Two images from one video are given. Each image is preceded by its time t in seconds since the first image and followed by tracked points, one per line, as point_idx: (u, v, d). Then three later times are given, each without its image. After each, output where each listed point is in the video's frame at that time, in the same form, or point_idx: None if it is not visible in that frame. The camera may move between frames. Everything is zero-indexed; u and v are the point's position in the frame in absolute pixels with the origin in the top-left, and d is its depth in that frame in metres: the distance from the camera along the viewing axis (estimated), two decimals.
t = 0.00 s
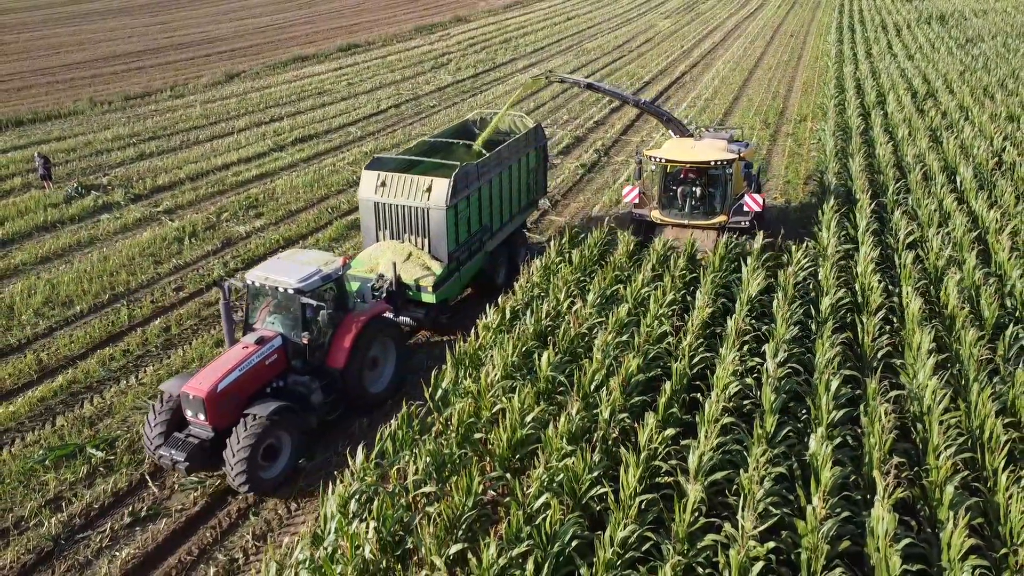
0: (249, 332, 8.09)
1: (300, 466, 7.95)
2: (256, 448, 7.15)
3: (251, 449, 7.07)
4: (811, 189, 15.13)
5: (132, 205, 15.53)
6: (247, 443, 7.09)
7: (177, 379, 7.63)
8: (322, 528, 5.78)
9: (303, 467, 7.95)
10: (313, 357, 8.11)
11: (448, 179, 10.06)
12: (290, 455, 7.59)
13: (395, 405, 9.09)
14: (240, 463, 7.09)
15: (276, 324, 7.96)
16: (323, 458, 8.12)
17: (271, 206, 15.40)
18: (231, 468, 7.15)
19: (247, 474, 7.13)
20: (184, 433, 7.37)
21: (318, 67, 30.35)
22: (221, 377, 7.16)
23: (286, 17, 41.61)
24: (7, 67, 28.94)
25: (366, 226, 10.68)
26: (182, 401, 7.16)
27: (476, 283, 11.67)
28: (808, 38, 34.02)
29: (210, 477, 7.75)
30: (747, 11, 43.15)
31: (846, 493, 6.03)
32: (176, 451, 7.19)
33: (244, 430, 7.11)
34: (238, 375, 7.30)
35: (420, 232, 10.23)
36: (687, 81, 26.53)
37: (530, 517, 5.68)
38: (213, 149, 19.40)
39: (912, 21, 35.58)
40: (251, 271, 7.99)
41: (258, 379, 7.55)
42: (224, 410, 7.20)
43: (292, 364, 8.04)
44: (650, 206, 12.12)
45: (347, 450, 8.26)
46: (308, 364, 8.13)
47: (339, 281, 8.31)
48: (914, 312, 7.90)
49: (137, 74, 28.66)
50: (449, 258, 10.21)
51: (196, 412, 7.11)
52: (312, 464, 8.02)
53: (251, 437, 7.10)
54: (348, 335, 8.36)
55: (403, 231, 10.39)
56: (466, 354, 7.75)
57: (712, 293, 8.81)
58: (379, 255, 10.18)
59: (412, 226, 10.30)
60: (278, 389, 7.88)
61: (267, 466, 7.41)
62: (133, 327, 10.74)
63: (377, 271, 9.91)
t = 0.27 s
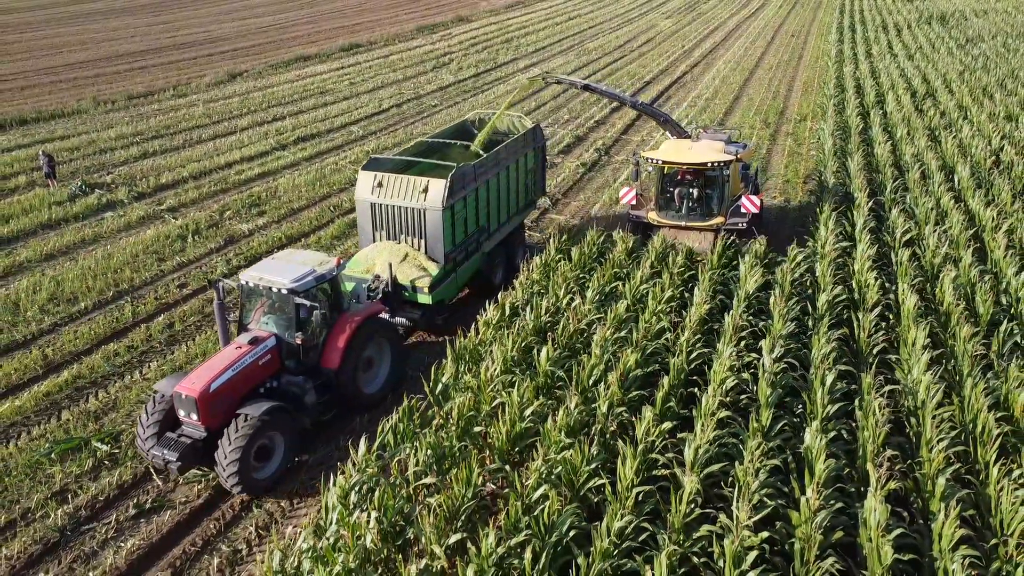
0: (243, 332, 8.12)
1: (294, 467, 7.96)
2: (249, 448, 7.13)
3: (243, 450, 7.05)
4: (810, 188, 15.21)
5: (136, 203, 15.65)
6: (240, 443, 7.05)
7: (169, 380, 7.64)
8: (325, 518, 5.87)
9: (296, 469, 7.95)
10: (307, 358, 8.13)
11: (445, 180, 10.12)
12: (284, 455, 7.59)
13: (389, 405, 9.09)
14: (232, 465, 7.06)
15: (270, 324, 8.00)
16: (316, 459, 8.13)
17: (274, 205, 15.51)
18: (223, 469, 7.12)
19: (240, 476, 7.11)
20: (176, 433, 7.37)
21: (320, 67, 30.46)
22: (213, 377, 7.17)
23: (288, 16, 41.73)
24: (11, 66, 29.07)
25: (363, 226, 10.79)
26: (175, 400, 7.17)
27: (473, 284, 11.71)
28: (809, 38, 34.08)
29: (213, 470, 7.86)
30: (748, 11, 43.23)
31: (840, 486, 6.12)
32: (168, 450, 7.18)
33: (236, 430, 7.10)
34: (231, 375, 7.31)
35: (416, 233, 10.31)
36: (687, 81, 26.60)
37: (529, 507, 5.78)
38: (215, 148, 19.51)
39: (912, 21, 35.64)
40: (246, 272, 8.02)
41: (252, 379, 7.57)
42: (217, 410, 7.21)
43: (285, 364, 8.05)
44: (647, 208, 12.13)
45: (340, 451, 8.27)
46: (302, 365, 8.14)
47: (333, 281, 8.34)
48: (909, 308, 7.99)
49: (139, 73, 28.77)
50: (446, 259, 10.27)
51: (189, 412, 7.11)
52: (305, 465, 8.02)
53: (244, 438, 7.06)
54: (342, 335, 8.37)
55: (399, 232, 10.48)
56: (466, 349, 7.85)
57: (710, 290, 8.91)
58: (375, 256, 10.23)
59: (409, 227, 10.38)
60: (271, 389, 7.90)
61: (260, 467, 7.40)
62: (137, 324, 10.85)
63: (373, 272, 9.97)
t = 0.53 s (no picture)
0: (242, 331, 8.16)
1: (293, 466, 7.99)
2: (246, 447, 7.18)
3: (240, 448, 7.09)
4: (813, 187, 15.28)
5: (144, 200, 15.81)
6: (237, 442, 7.09)
7: (169, 378, 7.70)
8: (331, 507, 5.97)
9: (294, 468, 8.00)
10: (306, 357, 8.17)
11: (445, 180, 10.18)
12: (282, 454, 7.63)
13: (387, 405, 9.13)
14: (229, 464, 7.09)
15: (269, 323, 8.04)
16: (314, 458, 8.17)
17: (280, 202, 15.65)
18: (220, 468, 7.16)
19: (237, 475, 7.15)
20: (174, 431, 7.41)
21: (326, 67, 30.61)
22: (211, 376, 7.23)
23: (294, 16, 41.92)
24: (20, 65, 29.30)
25: (364, 226, 10.86)
26: (173, 399, 7.23)
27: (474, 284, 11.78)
28: (814, 38, 34.12)
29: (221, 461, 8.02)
30: (753, 11, 43.27)
31: (837, 477, 6.21)
32: (166, 449, 7.22)
33: (233, 429, 7.13)
34: (229, 374, 7.38)
35: (417, 233, 10.37)
36: (691, 81, 26.69)
37: (531, 497, 5.88)
38: (222, 146, 19.67)
39: (917, 21, 35.63)
40: (245, 271, 8.03)
41: (250, 378, 7.63)
42: (215, 408, 7.27)
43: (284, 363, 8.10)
44: (648, 208, 12.19)
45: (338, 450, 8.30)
46: (301, 364, 8.19)
47: (333, 281, 8.35)
48: (909, 304, 8.08)
49: (147, 72, 28.97)
50: (446, 259, 10.34)
51: (188, 411, 7.18)
52: (302, 465, 8.06)
53: (240, 436, 7.10)
54: (341, 334, 8.42)
55: (400, 232, 10.54)
56: (470, 343, 7.97)
57: (712, 287, 9.02)
58: (375, 255, 10.30)
59: (409, 227, 10.45)
60: (270, 388, 7.96)
61: (258, 466, 7.45)
62: (146, 318, 11.00)
63: (373, 271, 10.04)
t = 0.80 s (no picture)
0: (242, 329, 8.27)
1: (293, 463, 8.06)
2: (245, 444, 7.25)
3: (240, 445, 7.17)
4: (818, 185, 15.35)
5: (154, 197, 15.99)
6: (236, 439, 7.17)
7: (170, 375, 7.86)
8: (339, 495, 6.10)
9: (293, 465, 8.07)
10: (306, 356, 8.27)
11: (447, 180, 10.27)
12: (282, 451, 7.70)
13: (386, 405, 9.21)
14: (229, 460, 7.16)
15: (269, 321, 8.14)
16: (313, 457, 8.24)
17: (289, 200, 15.81)
18: (220, 464, 7.24)
19: (236, 471, 7.23)
20: (174, 428, 7.57)
21: (334, 66, 30.80)
22: (211, 373, 7.37)
23: (302, 15, 42.14)
24: (31, 64, 29.55)
25: (366, 224, 10.91)
26: (173, 395, 7.37)
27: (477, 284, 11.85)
28: (820, 38, 34.13)
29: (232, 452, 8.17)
30: (760, 11, 43.28)
31: (837, 469, 6.31)
32: (165, 445, 7.37)
33: (233, 426, 7.22)
34: (228, 372, 7.51)
35: (419, 232, 10.45)
36: (698, 80, 26.76)
37: (536, 486, 6.00)
38: (231, 144, 19.85)
39: (924, 21, 35.59)
40: (246, 269, 8.11)
41: (250, 376, 7.76)
42: (214, 406, 7.42)
43: (285, 361, 8.18)
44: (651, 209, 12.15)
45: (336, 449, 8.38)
46: (301, 363, 8.27)
47: (334, 280, 8.45)
48: (910, 300, 8.17)
49: (156, 71, 29.20)
50: (448, 258, 10.42)
51: (188, 407, 7.32)
52: (300, 463, 8.13)
53: (239, 434, 7.19)
54: (341, 333, 8.52)
55: (402, 231, 10.61)
56: (477, 337, 8.11)
57: (715, 283, 9.12)
58: (377, 255, 10.39)
59: (411, 226, 10.52)
60: (270, 386, 8.07)
61: (257, 463, 7.52)
62: (157, 313, 11.16)
63: (375, 270, 10.13)
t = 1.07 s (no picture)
0: (244, 326, 8.28)
1: (292, 461, 8.09)
2: (245, 441, 7.26)
3: (239, 442, 7.18)
4: (823, 184, 15.42)
5: (166, 194, 16.18)
6: (236, 436, 7.18)
7: (171, 371, 7.86)
8: (349, 482, 6.23)
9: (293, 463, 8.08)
10: (308, 353, 8.26)
11: (450, 179, 10.27)
12: (282, 449, 7.74)
13: (387, 403, 9.20)
14: (228, 457, 7.18)
15: (271, 319, 8.13)
16: (312, 454, 8.26)
17: (298, 197, 15.98)
18: (220, 461, 7.26)
19: (236, 468, 7.24)
20: (175, 424, 7.60)
21: (342, 65, 30.99)
22: (212, 370, 7.37)
23: (311, 14, 42.36)
24: (43, 63, 29.84)
25: (369, 223, 10.91)
26: (175, 392, 7.38)
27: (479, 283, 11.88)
28: (828, 38, 34.13)
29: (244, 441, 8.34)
30: (768, 11, 43.30)
31: (838, 461, 6.41)
32: (166, 442, 7.41)
33: (233, 423, 7.22)
34: (229, 369, 7.51)
35: (422, 231, 10.44)
36: (705, 80, 26.84)
37: (541, 475, 6.12)
38: (241, 142, 20.04)
39: (932, 21, 35.55)
40: (248, 266, 8.13)
41: (251, 372, 7.76)
42: (215, 403, 7.40)
43: (286, 358, 8.19)
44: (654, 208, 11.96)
45: (335, 447, 8.39)
46: (302, 360, 8.28)
47: (335, 278, 8.46)
48: (913, 296, 8.25)
49: (166, 70, 29.45)
50: (451, 257, 10.41)
51: (188, 404, 7.32)
52: (299, 460, 8.15)
53: (239, 431, 7.19)
54: (342, 331, 8.52)
55: (405, 229, 10.59)
56: (484, 331, 8.23)
57: (720, 279, 9.23)
58: (381, 253, 10.41)
59: (415, 225, 10.51)
60: (271, 383, 8.07)
61: (257, 460, 7.54)
62: (169, 307, 11.34)
63: (378, 269, 10.15)
